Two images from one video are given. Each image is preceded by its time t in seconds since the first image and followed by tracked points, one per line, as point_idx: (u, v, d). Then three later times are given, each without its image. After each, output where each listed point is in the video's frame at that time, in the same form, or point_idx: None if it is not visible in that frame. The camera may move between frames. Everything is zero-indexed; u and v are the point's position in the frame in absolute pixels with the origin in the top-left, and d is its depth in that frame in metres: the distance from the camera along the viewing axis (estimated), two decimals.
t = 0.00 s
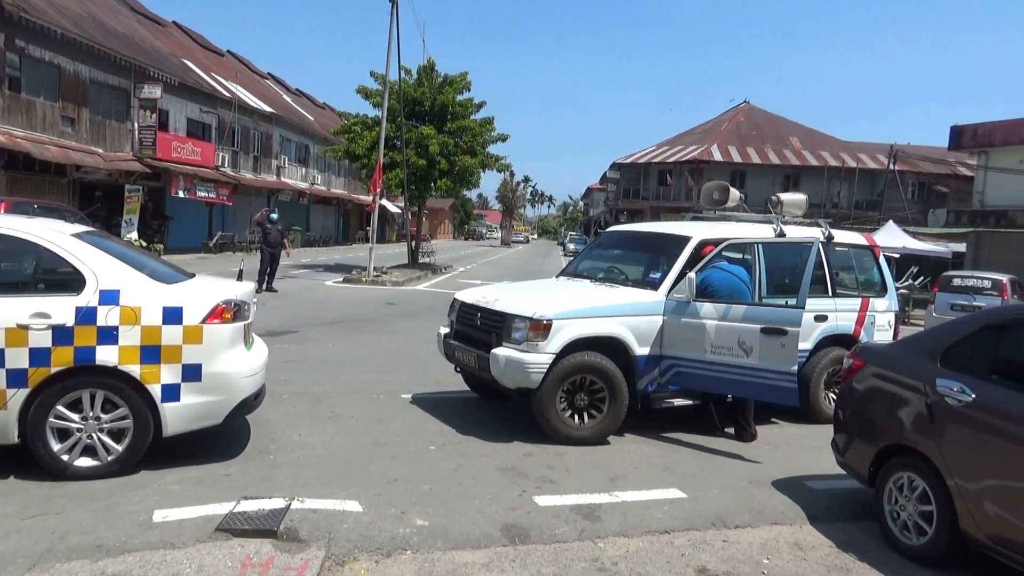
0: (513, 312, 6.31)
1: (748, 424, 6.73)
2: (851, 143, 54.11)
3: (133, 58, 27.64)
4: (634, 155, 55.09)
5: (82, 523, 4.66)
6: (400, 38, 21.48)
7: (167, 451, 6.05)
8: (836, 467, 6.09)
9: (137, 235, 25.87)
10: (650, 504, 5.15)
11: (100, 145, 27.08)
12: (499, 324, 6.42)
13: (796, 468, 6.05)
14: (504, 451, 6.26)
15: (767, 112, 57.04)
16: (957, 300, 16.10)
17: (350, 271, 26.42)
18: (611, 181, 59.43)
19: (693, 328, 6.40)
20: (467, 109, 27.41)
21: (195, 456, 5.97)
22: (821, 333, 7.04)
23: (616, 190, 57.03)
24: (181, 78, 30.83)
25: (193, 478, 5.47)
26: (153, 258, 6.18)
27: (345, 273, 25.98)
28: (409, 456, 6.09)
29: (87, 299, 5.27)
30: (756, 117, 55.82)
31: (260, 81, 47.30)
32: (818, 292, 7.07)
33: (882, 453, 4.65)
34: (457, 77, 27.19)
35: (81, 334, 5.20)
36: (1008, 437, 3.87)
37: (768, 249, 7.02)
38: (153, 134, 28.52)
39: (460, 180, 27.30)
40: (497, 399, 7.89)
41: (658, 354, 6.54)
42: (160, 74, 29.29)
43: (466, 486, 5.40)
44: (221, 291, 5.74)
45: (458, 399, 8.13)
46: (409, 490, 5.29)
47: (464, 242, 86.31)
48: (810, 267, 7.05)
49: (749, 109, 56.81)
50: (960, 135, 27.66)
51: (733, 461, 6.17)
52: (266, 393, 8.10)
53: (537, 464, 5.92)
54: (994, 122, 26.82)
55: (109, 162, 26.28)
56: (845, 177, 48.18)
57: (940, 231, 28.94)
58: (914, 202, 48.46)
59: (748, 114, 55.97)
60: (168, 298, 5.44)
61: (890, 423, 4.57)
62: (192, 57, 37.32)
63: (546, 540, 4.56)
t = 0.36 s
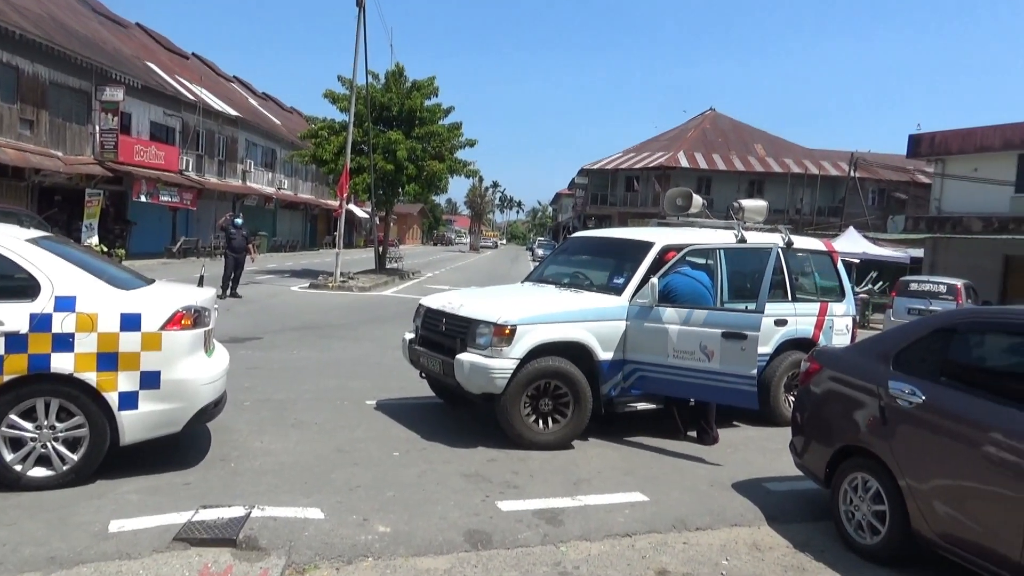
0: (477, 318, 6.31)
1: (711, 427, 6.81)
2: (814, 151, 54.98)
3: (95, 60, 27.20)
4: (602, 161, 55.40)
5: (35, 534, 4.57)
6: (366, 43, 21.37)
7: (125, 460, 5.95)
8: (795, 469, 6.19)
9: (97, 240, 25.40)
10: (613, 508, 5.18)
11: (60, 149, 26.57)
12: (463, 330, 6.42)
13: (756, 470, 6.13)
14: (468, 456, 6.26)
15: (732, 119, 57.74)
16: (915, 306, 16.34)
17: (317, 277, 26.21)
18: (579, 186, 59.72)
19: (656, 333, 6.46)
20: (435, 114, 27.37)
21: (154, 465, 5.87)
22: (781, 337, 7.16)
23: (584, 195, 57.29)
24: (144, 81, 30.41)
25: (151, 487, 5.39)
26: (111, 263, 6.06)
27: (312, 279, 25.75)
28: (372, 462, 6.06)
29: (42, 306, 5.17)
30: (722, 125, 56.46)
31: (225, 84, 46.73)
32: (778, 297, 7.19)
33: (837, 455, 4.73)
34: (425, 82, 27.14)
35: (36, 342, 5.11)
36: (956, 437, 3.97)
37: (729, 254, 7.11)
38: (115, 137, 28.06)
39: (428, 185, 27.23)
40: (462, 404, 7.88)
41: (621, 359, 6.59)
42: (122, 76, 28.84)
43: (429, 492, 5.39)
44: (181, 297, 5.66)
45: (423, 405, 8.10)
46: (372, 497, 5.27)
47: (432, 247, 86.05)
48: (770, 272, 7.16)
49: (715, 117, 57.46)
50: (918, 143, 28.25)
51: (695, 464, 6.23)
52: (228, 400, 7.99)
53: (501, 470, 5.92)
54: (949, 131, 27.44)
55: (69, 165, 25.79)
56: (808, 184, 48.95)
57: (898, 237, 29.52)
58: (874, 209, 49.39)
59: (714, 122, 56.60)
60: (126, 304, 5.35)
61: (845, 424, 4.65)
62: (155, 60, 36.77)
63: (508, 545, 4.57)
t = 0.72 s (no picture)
0: (433, 323, 6.29)
1: (664, 430, 6.89)
2: (766, 157, 56.03)
3: (39, 61, 26.51)
4: (559, 166, 55.70)
5: None
6: (321, 47, 21.18)
7: (70, 472, 5.80)
8: (746, 469, 6.29)
9: (42, 246, 24.69)
10: (568, 511, 5.21)
11: (3, 152, 25.81)
12: (419, 335, 6.40)
13: (709, 471, 6.22)
14: (424, 462, 6.24)
15: (686, 126, 58.53)
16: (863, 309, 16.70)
17: (271, 283, 25.85)
18: (537, 192, 59.98)
19: (610, 337, 6.52)
20: (391, 119, 27.25)
21: (100, 477, 5.73)
22: (732, 340, 7.30)
23: (542, 200, 57.53)
24: (91, 83, 29.71)
25: (98, 499, 5.26)
26: (56, 270, 5.90)
27: (266, 285, 25.39)
28: (326, 469, 6.01)
29: None
30: (676, 131, 57.20)
31: (176, 87, 45.87)
32: (728, 300, 7.32)
33: (786, 455, 4.83)
34: (381, 87, 27.00)
35: None
36: (897, 436, 4.08)
37: (681, 259, 7.21)
38: (61, 141, 27.35)
39: (385, 190, 27.08)
40: (418, 410, 7.85)
41: (576, 363, 6.64)
42: (68, 78, 28.17)
43: (384, 498, 5.35)
44: (128, 305, 5.53)
45: (378, 411, 8.04)
46: (326, 505, 5.22)
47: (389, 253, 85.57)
48: (721, 276, 7.27)
49: (670, 123, 58.20)
50: (865, 150, 28.99)
51: (649, 466, 6.30)
52: (179, 409, 7.84)
53: (456, 475, 5.91)
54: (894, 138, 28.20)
55: (13, 170, 25.05)
56: (760, 190, 49.89)
57: (846, 242, 30.25)
58: (824, 214, 50.50)
59: (669, 128, 57.33)
60: (71, 312, 5.21)
61: (793, 425, 4.76)
62: (103, 61, 35.93)
63: (463, 550, 4.56)
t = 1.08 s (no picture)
0: (410, 327, 6.28)
1: (641, 432, 6.93)
2: (741, 160, 56.52)
3: (9, 62, 26.08)
4: (536, 170, 55.79)
5: None
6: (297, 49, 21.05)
7: (41, 481, 5.71)
8: (722, 470, 6.34)
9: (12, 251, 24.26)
10: (546, 514, 5.22)
11: None
12: (396, 339, 6.38)
13: (686, 473, 6.26)
14: (402, 466, 6.22)
15: (663, 129, 58.87)
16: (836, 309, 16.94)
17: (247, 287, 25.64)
18: (514, 195, 60.06)
19: (587, 339, 6.54)
20: (368, 122, 27.15)
21: (72, 485, 5.64)
22: (708, 342, 7.36)
23: (519, 204, 57.58)
24: (62, 85, 29.30)
25: (69, 508, 5.18)
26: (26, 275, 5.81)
27: (242, 289, 25.16)
28: (303, 475, 5.97)
29: None
30: (652, 134, 57.52)
31: (149, 90, 45.36)
32: (704, 302, 7.38)
33: (760, 455, 4.88)
34: (357, 90, 26.90)
35: None
36: (869, 435, 4.14)
37: (657, 262, 7.25)
38: (31, 143, 26.91)
39: (362, 194, 26.96)
40: (395, 415, 7.82)
41: (553, 365, 6.65)
42: (39, 80, 27.75)
43: (361, 503, 5.33)
44: (100, 310, 5.46)
45: (355, 416, 8.00)
46: (302, 510, 5.19)
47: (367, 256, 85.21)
48: (696, 278, 7.33)
49: (646, 127, 58.51)
50: (837, 154, 29.34)
51: (626, 468, 6.33)
52: (152, 415, 7.75)
53: (434, 478, 5.90)
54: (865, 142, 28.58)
55: None
56: (736, 193, 50.31)
57: (820, 244, 30.62)
58: (798, 217, 51.03)
59: (645, 131, 57.63)
60: (41, 317, 5.14)
61: (767, 425, 4.80)
62: (74, 63, 35.44)
63: (441, 555, 4.55)
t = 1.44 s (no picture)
0: (402, 329, 6.27)
1: (633, 433, 6.94)
2: (733, 163, 56.64)
3: None
4: (528, 172, 55.79)
5: None
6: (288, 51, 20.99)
7: (29, 484, 5.66)
8: (714, 471, 6.35)
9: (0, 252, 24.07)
10: (539, 515, 5.21)
11: None
12: (388, 341, 6.36)
13: (679, 475, 6.25)
14: (395, 468, 6.20)
15: (654, 131, 58.96)
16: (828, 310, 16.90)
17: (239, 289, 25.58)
18: (505, 198, 60.07)
19: (579, 341, 6.54)
20: (360, 124, 27.10)
21: (61, 489, 5.60)
22: (699, 344, 7.36)
23: (511, 205, 57.58)
24: (52, 85, 29.14)
25: (59, 511, 5.15)
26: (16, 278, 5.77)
27: (233, 291, 25.09)
28: (294, 477, 5.95)
29: None
30: (643, 136, 57.63)
31: (139, 91, 45.17)
32: (696, 304, 7.39)
33: (753, 457, 4.89)
34: (349, 91, 26.85)
35: None
36: (861, 436, 4.15)
37: (650, 264, 7.25)
38: (20, 145, 26.74)
39: (354, 196, 26.91)
40: (387, 417, 7.81)
41: (546, 368, 6.65)
42: (27, 81, 27.57)
43: (353, 506, 5.32)
44: (90, 312, 5.42)
45: (347, 418, 7.97)
46: (294, 513, 5.17)
47: (358, 258, 85.03)
48: (688, 281, 7.33)
49: (637, 129, 58.60)
50: (827, 156, 29.47)
51: (619, 470, 6.33)
52: (143, 418, 7.71)
53: (427, 481, 5.89)
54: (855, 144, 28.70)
55: None
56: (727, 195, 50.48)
57: (811, 246, 30.76)
58: (789, 219, 51.21)
59: (636, 133, 57.72)
60: (29, 320, 5.11)
61: (760, 427, 4.81)
62: (63, 64, 35.24)
63: (434, 557, 4.54)
